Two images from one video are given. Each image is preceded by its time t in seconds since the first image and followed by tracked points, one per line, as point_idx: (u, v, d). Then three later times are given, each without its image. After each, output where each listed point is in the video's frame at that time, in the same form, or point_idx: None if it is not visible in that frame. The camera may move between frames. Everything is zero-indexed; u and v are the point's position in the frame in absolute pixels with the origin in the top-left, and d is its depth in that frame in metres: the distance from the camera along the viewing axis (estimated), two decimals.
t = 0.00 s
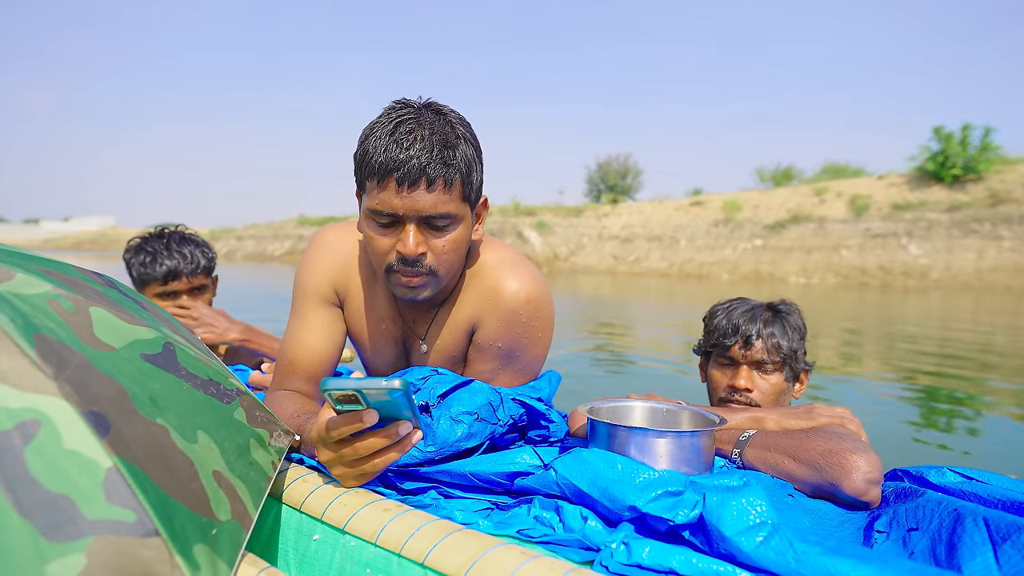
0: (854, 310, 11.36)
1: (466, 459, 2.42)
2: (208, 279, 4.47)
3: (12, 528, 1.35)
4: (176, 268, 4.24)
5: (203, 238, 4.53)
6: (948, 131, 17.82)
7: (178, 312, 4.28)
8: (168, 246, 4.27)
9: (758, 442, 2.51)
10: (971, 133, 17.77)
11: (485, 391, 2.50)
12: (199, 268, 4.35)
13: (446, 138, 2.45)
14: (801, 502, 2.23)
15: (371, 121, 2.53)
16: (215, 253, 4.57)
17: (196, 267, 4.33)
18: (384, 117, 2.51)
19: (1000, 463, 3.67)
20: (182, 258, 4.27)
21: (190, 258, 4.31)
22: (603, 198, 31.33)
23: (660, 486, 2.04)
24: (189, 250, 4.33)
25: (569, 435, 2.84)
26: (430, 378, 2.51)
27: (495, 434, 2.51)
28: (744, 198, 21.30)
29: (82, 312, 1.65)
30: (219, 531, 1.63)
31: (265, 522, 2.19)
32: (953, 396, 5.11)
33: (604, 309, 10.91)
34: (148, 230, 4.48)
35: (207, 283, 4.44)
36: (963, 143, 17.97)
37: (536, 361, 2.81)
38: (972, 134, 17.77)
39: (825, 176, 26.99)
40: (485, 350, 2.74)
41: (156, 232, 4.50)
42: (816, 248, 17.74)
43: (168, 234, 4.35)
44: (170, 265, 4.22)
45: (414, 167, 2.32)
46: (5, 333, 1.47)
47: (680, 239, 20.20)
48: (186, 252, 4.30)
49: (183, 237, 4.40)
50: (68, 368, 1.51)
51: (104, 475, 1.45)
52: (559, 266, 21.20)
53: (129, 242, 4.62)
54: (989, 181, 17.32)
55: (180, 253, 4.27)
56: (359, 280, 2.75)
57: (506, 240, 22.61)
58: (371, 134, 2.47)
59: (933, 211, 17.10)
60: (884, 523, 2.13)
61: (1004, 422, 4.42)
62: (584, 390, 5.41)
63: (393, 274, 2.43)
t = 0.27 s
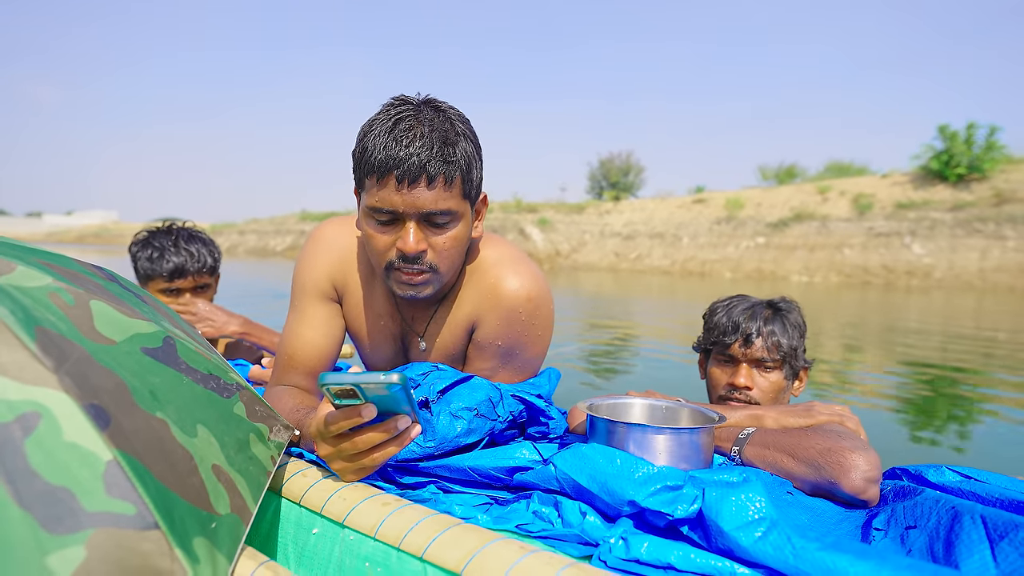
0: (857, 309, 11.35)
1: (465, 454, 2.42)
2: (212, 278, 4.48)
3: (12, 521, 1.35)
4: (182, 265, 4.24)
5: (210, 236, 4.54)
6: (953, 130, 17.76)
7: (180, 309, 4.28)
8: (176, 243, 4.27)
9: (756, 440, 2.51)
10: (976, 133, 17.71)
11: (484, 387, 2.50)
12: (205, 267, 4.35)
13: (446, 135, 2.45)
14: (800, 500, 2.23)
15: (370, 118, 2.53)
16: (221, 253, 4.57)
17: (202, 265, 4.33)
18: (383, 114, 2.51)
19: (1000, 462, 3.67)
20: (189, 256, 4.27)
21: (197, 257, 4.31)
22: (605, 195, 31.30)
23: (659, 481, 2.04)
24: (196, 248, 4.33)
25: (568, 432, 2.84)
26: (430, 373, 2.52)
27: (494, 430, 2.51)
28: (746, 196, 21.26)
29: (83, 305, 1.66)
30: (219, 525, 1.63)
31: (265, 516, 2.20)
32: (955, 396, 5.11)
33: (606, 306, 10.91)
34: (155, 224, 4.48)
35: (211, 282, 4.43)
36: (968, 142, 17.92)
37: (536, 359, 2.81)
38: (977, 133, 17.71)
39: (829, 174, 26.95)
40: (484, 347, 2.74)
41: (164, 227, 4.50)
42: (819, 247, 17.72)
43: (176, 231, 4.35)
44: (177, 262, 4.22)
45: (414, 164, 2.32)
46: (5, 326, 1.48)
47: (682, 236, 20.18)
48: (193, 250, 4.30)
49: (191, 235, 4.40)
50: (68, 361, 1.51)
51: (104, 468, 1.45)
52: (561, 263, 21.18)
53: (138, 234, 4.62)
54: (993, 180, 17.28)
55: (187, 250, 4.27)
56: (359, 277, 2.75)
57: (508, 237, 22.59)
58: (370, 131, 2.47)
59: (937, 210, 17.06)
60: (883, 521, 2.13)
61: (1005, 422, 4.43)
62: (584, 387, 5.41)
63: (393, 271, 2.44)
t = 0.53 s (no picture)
0: (863, 314, 11.32)
1: (468, 459, 2.42)
2: (216, 283, 4.50)
3: (17, 525, 1.36)
4: (186, 270, 4.26)
5: (214, 241, 4.56)
6: (960, 134, 17.73)
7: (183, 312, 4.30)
8: (181, 247, 4.29)
9: (760, 446, 2.50)
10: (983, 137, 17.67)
11: (487, 391, 2.50)
12: (209, 272, 4.37)
13: (449, 133, 2.46)
14: (804, 506, 2.23)
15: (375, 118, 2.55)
16: (225, 257, 4.59)
17: (206, 270, 4.36)
18: (387, 113, 2.53)
19: (1007, 469, 3.65)
20: (194, 261, 4.29)
21: (202, 262, 4.33)
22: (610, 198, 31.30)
23: (662, 486, 2.03)
24: (201, 253, 4.35)
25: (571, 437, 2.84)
26: (432, 378, 2.51)
27: (497, 434, 2.51)
28: (752, 200, 21.24)
29: (89, 309, 1.66)
30: (222, 529, 1.64)
31: (268, 519, 2.20)
32: (962, 402, 5.09)
33: (610, 310, 10.90)
34: (160, 228, 4.50)
35: (214, 287, 4.46)
36: (975, 146, 17.88)
37: (539, 362, 2.81)
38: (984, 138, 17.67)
39: (835, 178, 26.90)
40: (488, 350, 2.74)
41: (169, 230, 4.52)
42: (824, 251, 17.69)
43: (182, 235, 4.37)
44: (181, 267, 4.24)
45: (417, 159, 2.33)
46: (12, 331, 1.49)
47: (688, 240, 20.17)
48: (198, 255, 4.32)
49: (195, 239, 4.42)
50: (74, 365, 1.52)
51: (109, 472, 1.46)
52: (566, 267, 21.19)
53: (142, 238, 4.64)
54: (1001, 185, 17.22)
55: (192, 255, 4.30)
56: (363, 280, 2.76)
57: (513, 240, 22.61)
58: (374, 130, 2.48)
59: (943, 215, 17.02)
60: (887, 528, 2.12)
61: (1012, 428, 4.41)
62: (588, 391, 5.40)
63: (396, 267, 2.44)
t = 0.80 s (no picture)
0: (863, 314, 11.31)
1: (466, 455, 2.42)
2: (210, 277, 4.50)
3: (13, 518, 1.36)
4: (180, 264, 4.26)
5: (208, 236, 4.57)
6: (962, 134, 17.71)
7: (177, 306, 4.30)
8: (174, 242, 4.29)
9: (758, 443, 2.50)
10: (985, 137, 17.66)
11: (485, 388, 2.50)
12: (202, 266, 4.38)
13: (448, 128, 2.45)
14: (801, 504, 2.23)
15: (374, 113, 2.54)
16: (219, 252, 4.60)
17: (199, 265, 4.36)
18: (386, 108, 2.52)
19: (1006, 469, 3.66)
20: (187, 255, 4.30)
21: (195, 256, 4.34)
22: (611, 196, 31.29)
23: (659, 482, 2.03)
24: (194, 247, 4.36)
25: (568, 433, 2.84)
26: (430, 374, 2.52)
27: (495, 430, 2.51)
28: (753, 199, 21.23)
29: (85, 303, 1.66)
30: (219, 524, 1.64)
31: (265, 514, 2.20)
32: (961, 402, 5.09)
33: (610, 309, 10.90)
34: (154, 222, 4.50)
35: (207, 281, 4.47)
36: (977, 147, 17.86)
37: (537, 358, 2.81)
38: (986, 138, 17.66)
39: (837, 178, 26.88)
40: (486, 346, 2.74)
41: (163, 224, 4.52)
42: (825, 251, 17.68)
43: (176, 229, 4.38)
44: (174, 262, 4.24)
45: (416, 153, 2.33)
46: (8, 324, 1.48)
47: (688, 239, 20.16)
48: (191, 250, 4.33)
49: (189, 234, 4.43)
50: (71, 359, 1.52)
51: (105, 466, 1.46)
52: (566, 265, 21.17)
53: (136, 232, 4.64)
54: (1003, 186, 17.22)
55: (185, 249, 4.30)
56: (361, 275, 2.76)
57: (513, 238, 22.59)
58: (373, 125, 2.48)
59: (945, 215, 17.01)
60: (883, 525, 2.13)
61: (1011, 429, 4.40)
62: (587, 389, 5.41)
63: (395, 261, 2.44)
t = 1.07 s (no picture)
0: (862, 306, 11.33)
1: (464, 448, 2.42)
2: (204, 271, 4.48)
3: (9, 512, 1.36)
4: (174, 257, 4.24)
5: (204, 230, 4.55)
6: (961, 126, 17.70)
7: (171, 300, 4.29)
8: (168, 235, 4.28)
9: (754, 434, 2.50)
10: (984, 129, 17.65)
11: (482, 380, 2.50)
12: (197, 259, 4.36)
13: (444, 122, 2.44)
14: (798, 493, 2.23)
15: (369, 107, 2.53)
16: (215, 247, 4.58)
17: (193, 258, 4.34)
18: (382, 102, 2.51)
19: (1003, 460, 3.67)
20: (181, 248, 4.28)
21: (189, 249, 4.31)
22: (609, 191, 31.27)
23: (657, 472, 2.04)
24: (188, 240, 4.34)
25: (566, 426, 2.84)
26: (427, 368, 2.50)
27: (493, 423, 2.51)
28: (752, 192, 21.22)
29: (80, 298, 1.66)
30: (217, 518, 1.64)
31: (263, 508, 2.20)
32: (960, 394, 5.10)
33: (609, 303, 10.90)
34: (150, 217, 4.50)
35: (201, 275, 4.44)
36: (976, 139, 17.85)
37: (534, 351, 2.80)
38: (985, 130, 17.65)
39: (836, 171, 26.89)
40: (483, 339, 2.74)
41: (159, 219, 4.51)
42: (824, 244, 17.68)
43: (170, 223, 4.37)
44: (168, 254, 4.22)
45: (413, 149, 2.32)
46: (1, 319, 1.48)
47: (687, 232, 20.15)
48: (185, 243, 4.31)
49: (184, 228, 4.42)
50: (65, 353, 1.52)
51: (101, 460, 1.46)
52: (565, 259, 21.16)
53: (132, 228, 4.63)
54: (1002, 178, 17.22)
55: (180, 242, 4.28)
56: (358, 269, 2.75)
57: (512, 232, 22.57)
58: (369, 119, 2.47)
59: (944, 207, 17.02)
60: (879, 514, 2.13)
61: (1009, 420, 4.42)
62: (586, 383, 5.41)
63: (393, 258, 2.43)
